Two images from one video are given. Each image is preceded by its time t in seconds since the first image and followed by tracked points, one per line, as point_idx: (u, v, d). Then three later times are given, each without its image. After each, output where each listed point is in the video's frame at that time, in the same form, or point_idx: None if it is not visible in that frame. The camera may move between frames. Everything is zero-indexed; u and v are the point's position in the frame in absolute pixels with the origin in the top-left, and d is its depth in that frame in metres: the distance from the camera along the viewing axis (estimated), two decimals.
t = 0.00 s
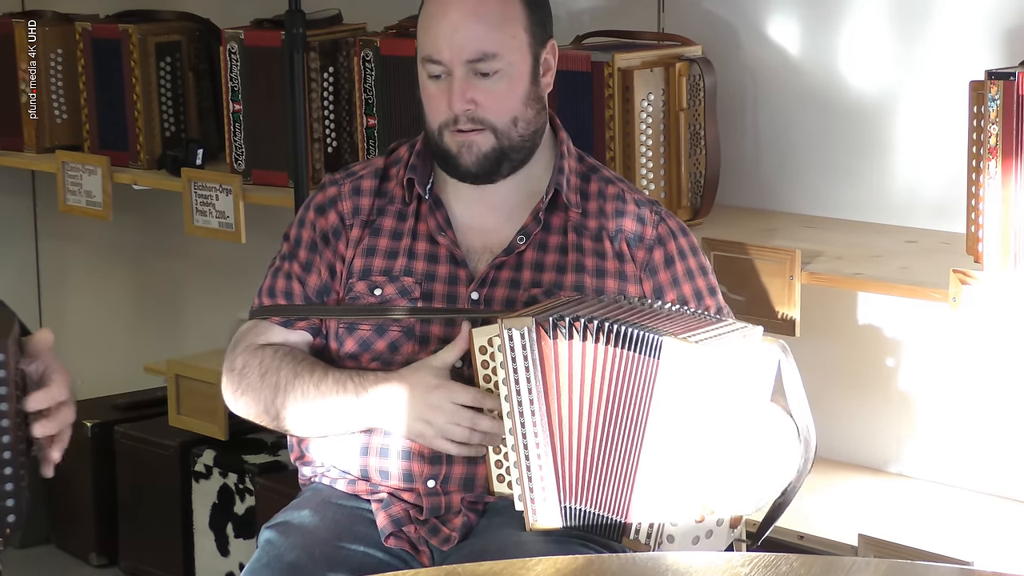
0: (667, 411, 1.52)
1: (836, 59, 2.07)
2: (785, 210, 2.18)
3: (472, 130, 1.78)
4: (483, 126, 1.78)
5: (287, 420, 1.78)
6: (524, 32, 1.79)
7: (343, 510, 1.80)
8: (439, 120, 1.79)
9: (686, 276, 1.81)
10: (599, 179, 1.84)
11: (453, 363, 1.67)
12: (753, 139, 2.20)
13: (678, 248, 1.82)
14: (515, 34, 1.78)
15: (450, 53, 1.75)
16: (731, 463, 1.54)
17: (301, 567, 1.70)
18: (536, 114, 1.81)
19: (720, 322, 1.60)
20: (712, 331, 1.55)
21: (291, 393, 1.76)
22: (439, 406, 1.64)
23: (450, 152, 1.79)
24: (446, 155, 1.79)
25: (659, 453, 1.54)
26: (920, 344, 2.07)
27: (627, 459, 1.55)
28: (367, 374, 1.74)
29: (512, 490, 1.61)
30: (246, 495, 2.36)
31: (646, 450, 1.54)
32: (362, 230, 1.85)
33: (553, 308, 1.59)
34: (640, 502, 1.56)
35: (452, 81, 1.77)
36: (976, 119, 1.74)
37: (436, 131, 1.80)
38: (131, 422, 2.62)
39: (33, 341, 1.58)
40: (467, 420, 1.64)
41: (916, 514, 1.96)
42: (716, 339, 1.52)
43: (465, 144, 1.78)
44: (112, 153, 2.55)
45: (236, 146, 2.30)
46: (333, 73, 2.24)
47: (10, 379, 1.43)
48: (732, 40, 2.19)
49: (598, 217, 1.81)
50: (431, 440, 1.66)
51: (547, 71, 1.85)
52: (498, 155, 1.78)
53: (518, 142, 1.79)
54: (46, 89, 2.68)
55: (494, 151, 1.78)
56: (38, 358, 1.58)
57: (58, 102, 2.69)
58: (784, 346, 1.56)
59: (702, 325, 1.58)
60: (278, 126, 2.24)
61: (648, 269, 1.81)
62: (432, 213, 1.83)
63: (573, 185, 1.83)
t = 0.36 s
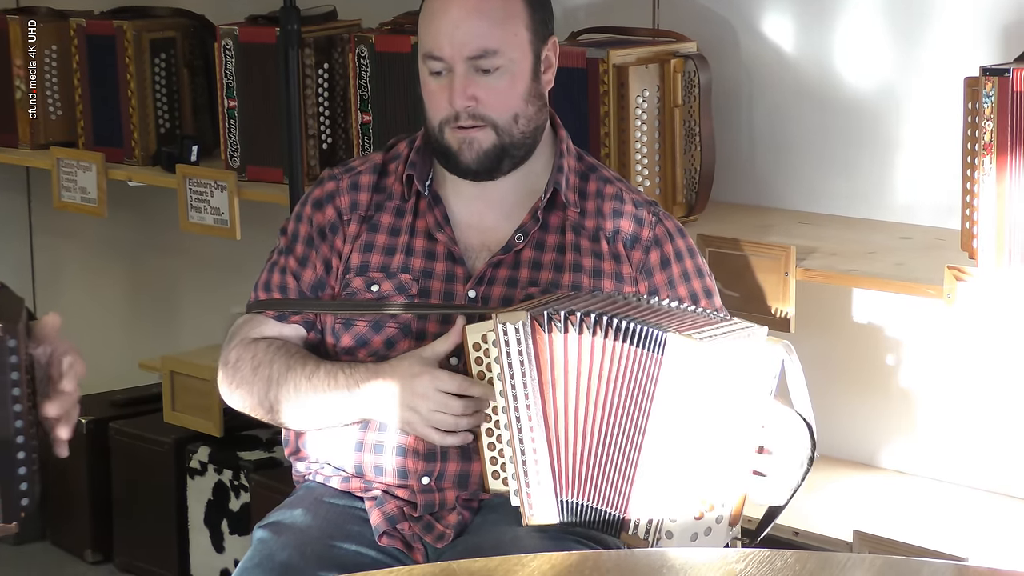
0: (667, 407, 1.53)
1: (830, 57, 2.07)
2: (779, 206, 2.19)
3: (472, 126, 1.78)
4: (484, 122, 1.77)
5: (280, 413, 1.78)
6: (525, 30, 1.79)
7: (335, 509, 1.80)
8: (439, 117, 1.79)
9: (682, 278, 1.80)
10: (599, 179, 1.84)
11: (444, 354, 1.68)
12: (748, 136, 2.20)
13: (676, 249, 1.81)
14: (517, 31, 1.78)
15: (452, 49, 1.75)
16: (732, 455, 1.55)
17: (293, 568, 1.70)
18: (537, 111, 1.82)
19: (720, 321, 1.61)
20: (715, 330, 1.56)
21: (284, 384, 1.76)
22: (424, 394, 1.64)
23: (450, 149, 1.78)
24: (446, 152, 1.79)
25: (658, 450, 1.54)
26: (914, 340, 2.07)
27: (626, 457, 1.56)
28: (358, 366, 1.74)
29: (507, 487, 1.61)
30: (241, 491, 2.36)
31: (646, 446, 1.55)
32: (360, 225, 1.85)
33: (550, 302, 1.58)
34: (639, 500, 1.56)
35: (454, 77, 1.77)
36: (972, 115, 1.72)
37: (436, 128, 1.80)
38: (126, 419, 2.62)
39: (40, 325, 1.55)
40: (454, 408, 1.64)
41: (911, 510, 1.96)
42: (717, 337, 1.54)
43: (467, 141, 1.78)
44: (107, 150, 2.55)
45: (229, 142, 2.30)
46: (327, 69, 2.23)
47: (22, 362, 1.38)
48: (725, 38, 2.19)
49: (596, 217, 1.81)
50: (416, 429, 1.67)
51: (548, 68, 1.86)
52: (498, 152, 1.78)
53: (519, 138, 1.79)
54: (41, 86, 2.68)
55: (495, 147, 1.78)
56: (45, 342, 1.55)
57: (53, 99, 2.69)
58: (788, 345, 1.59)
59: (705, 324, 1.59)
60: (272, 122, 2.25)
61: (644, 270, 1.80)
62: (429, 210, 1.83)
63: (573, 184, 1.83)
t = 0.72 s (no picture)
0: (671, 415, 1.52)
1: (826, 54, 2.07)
2: (773, 203, 2.19)
3: (470, 123, 1.78)
4: (481, 120, 1.77)
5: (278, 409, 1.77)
6: (522, 27, 1.78)
7: (330, 506, 1.79)
8: (437, 114, 1.79)
9: (679, 275, 1.80)
10: (595, 176, 1.83)
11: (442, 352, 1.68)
12: (743, 133, 2.20)
13: (672, 246, 1.82)
14: (514, 27, 1.78)
15: (449, 46, 1.75)
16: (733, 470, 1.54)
17: (289, 565, 1.70)
18: (535, 109, 1.82)
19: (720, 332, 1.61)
20: (728, 346, 1.54)
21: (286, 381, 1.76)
22: (430, 397, 1.64)
23: (448, 146, 1.78)
24: (443, 149, 1.79)
25: (661, 457, 1.54)
26: (908, 337, 2.07)
27: (628, 461, 1.55)
28: (359, 365, 1.74)
29: (502, 484, 1.63)
30: (236, 488, 2.36)
31: (650, 454, 1.54)
32: (357, 220, 1.85)
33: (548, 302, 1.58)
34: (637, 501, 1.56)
35: (451, 75, 1.77)
36: (964, 112, 1.74)
37: (434, 124, 1.80)
38: (120, 416, 2.62)
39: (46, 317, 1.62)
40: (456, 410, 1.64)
41: (903, 505, 1.97)
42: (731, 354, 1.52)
43: (464, 138, 1.78)
44: (101, 146, 2.55)
45: (225, 138, 2.30)
46: (322, 66, 2.24)
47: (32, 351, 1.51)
48: (720, 35, 2.19)
49: (593, 214, 1.81)
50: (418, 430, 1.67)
51: (547, 65, 1.85)
52: (496, 149, 1.78)
53: (516, 136, 1.79)
54: (36, 83, 2.67)
55: (492, 144, 1.78)
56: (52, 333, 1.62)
57: (48, 95, 2.68)
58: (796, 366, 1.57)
59: (718, 339, 1.57)
60: (267, 118, 2.25)
61: (641, 267, 1.80)
62: (426, 207, 1.82)
63: (570, 181, 1.82)
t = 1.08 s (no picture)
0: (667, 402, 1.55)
1: (819, 51, 2.07)
2: (767, 199, 2.19)
3: (465, 111, 1.78)
4: (476, 108, 1.78)
5: (270, 399, 1.77)
6: (522, 17, 1.80)
7: (325, 498, 1.79)
8: (433, 100, 1.79)
9: (677, 274, 1.81)
10: (592, 174, 1.83)
11: (433, 344, 1.65)
12: (738, 130, 2.20)
13: (669, 245, 1.82)
14: (513, 15, 1.79)
15: (448, 31, 1.76)
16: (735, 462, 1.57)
17: (282, 556, 1.69)
18: (532, 102, 1.82)
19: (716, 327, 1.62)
20: (730, 337, 1.58)
21: (272, 368, 1.76)
22: (413, 379, 1.61)
23: (443, 135, 1.78)
24: (439, 138, 1.79)
25: (659, 445, 1.56)
26: (901, 334, 2.07)
27: (631, 452, 1.57)
28: (343, 352, 1.72)
29: (500, 481, 1.58)
30: (230, 485, 2.37)
31: (651, 444, 1.56)
32: (353, 213, 1.84)
33: (542, 295, 1.58)
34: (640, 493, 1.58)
35: (448, 60, 1.78)
36: (959, 109, 1.72)
37: (430, 112, 1.80)
38: (114, 413, 2.62)
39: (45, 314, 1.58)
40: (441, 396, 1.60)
41: (894, 501, 1.97)
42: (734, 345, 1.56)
43: (459, 127, 1.78)
44: (95, 143, 2.55)
45: (218, 135, 2.29)
46: (316, 63, 2.24)
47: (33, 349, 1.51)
48: (714, 32, 2.19)
49: (589, 212, 1.81)
50: (404, 414, 1.64)
51: (546, 62, 1.87)
52: (491, 141, 1.78)
53: (511, 127, 1.79)
54: (30, 81, 2.68)
55: (487, 135, 1.78)
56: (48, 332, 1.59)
57: (41, 91, 2.68)
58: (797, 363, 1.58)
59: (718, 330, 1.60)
60: (260, 114, 2.25)
61: (636, 266, 1.81)
62: (423, 199, 1.81)
63: (566, 179, 1.82)
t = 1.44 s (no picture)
0: (670, 399, 1.55)
1: (812, 48, 2.07)
2: (761, 196, 2.19)
3: (466, 94, 1.79)
4: (476, 91, 1.79)
5: (268, 387, 1.77)
6: (528, 4, 1.81)
7: (319, 498, 1.79)
8: (434, 83, 1.80)
9: (676, 270, 1.81)
10: (594, 170, 1.83)
11: (431, 335, 1.65)
12: (732, 127, 2.20)
13: (669, 241, 1.82)
14: (519, 3, 1.81)
15: (453, 13, 1.78)
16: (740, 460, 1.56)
17: (277, 558, 1.69)
18: (533, 90, 1.82)
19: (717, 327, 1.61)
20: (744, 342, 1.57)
21: (269, 357, 1.76)
22: (409, 371, 1.61)
23: (443, 118, 1.79)
24: (439, 121, 1.79)
25: (666, 442, 1.56)
26: (894, 331, 2.08)
27: (637, 447, 1.56)
28: (341, 345, 1.72)
29: (495, 476, 1.57)
30: (224, 482, 2.37)
31: (658, 439, 1.56)
32: (354, 201, 1.84)
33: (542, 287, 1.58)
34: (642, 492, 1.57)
35: (451, 42, 1.79)
36: (953, 106, 1.72)
37: (430, 95, 1.81)
38: (108, 410, 2.62)
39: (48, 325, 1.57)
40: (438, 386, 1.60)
41: (889, 498, 1.98)
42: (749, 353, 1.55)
43: (459, 110, 1.78)
44: (89, 139, 2.55)
45: (213, 132, 2.30)
46: (310, 60, 2.24)
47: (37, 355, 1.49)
48: (708, 29, 2.20)
49: (590, 205, 1.81)
50: (403, 408, 1.64)
51: (550, 56, 1.87)
52: (490, 124, 1.78)
53: (511, 114, 1.79)
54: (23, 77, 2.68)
55: (486, 118, 1.78)
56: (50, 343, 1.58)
57: (36, 88, 2.68)
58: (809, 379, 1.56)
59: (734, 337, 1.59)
60: (255, 111, 2.24)
61: (636, 260, 1.80)
62: (427, 186, 1.82)
63: (568, 172, 1.82)
